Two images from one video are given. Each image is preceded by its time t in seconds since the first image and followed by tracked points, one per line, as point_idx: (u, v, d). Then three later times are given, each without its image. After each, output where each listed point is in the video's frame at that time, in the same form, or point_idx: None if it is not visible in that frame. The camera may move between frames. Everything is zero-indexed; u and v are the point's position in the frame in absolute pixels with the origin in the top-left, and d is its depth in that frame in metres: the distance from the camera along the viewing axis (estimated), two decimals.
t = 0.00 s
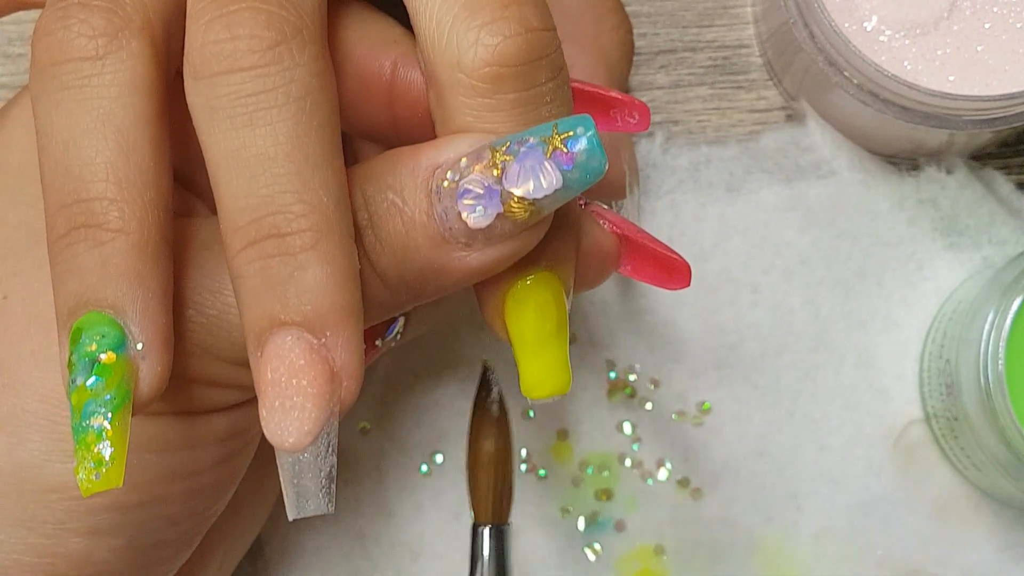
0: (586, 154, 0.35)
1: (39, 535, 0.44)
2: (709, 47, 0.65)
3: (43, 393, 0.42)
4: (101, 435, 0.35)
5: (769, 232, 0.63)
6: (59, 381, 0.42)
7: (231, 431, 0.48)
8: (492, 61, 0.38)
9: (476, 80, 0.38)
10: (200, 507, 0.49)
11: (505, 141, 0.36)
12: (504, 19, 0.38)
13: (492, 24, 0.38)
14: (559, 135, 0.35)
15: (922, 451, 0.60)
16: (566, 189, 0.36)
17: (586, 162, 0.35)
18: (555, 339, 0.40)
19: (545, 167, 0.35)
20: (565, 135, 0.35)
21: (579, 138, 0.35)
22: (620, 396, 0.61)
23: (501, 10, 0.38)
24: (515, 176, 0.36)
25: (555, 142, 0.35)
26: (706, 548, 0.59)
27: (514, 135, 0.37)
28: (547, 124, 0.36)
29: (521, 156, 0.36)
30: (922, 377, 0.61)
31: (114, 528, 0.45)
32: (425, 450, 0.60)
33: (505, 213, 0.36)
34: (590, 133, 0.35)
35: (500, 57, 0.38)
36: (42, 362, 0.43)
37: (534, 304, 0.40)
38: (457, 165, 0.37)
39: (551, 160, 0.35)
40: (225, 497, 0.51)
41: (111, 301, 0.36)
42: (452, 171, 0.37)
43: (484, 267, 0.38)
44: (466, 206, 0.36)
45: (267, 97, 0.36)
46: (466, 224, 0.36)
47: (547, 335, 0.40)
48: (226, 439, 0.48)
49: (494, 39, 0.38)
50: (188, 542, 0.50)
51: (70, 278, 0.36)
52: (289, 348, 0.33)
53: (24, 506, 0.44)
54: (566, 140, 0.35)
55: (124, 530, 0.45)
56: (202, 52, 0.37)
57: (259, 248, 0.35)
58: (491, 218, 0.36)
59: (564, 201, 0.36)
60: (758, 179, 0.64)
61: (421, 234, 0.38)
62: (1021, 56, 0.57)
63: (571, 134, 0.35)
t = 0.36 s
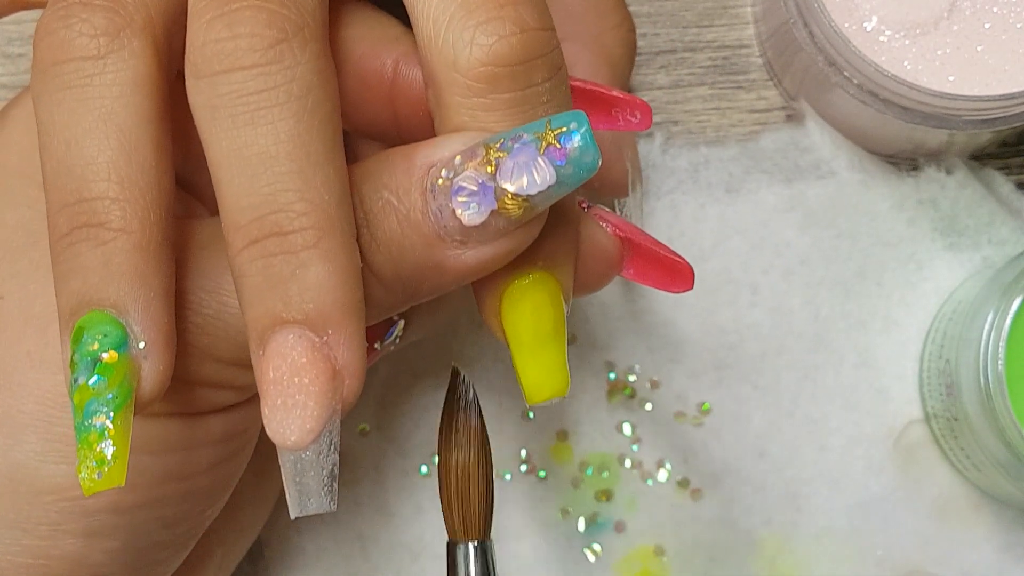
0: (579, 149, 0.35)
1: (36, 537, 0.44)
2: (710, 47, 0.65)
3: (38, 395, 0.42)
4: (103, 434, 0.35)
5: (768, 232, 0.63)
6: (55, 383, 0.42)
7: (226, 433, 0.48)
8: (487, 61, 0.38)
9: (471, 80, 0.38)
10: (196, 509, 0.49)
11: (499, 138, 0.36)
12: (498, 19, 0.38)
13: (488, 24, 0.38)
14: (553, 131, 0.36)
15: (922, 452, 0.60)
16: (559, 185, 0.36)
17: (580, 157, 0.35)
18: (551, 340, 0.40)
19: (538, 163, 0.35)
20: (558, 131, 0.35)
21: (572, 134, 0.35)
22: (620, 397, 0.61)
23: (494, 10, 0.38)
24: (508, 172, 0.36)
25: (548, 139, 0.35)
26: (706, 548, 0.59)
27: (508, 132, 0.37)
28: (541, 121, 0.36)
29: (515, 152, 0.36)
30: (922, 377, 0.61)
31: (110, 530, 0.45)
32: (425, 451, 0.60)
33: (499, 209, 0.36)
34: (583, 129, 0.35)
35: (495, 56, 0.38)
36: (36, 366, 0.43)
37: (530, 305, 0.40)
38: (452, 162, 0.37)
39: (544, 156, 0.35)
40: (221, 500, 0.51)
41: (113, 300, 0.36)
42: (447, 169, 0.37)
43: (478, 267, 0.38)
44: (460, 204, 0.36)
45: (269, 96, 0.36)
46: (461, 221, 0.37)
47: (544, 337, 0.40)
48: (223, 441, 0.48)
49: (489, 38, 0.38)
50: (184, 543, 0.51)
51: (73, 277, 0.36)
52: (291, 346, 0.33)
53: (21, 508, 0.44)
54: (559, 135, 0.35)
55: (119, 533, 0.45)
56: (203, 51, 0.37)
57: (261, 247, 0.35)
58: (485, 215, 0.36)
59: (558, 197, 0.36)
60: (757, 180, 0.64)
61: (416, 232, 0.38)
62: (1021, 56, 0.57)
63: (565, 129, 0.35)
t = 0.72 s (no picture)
0: (569, 143, 0.35)
1: (27, 541, 0.44)
2: (710, 47, 0.65)
3: (30, 399, 0.42)
4: (114, 433, 0.35)
5: (767, 233, 0.63)
6: (45, 388, 0.42)
7: (220, 437, 0.48)
8: (480, 60, 0.38)
9: (465, 79, 0.38)
10: (188, 513, 0.48)
11: (489, 135, 0.36)
12: (489, 18, 0.38)
13: (483, 23, 0.38)
14: (543, 126, 0.35)
15: (921, 451, 0.60)
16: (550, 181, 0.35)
17: (569, 152, 0.35)
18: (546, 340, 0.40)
19: (528, 158, 0.35)
20: (548, 126, 0.35)
21: (563, 129, 0.35)
22: (620, 398, 0.61)
23: (485, 9, 0.38)
24: (498, 168, 0.35)
25: (538, 134, 0.35)
26: (707, 550, 0.59)
27: (498, 130, 0.37)
28: (531, 117, 0.36)
29: (505, 149, 0.35)
30: (922, 378, 0.61)
31: (103, 535, 0.45)
32: (425, 452, 0.60)
33: (490, 206, 0.36)
34: (573, 123, 0.35)
35: (488, 56, 0.38)
36: (30, 369, 0.42)
37: (525, 305, 0.40)
38: (443, 160, 0.37)
39: (534, 152, 0.35)
40: (214, 505, 0.50)
41: (122, 299, 0.36)
42: (438, 167, 0.37)
43: (470, 265, 0.38)
44: (451, 201, 0.36)
45: (277, 93, 0.36)
46: (454, 219, 0.36)
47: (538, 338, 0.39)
48: (216, 444, 0.48)
49: (483, 37, 0.38)
50: (175, 550, 0.49)
51: (81, 275, 0.36)
52: (300, 344, 0.33)
53: (15, 513, 0.43)
54: (549, 130, 0.35)
55: (111, 538, 0.45)
56: (211, 49, 0.37)
57: (269, 245, 0.35)
58: (477, 213, 0.36)
59: (549, 193, 0.36)
60: (756, 181, 0.64)
61: (409, 232, 0.38)
62: (1021, 56, 0.57)
63: (555, 124, 0.35)
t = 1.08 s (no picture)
0: (532, 114, 0.36)
1: (7, 552, 0.44)
2: (710, 47, 0.65)
3: (18, 408, 0.42)
4: (140, 425, 0.36)
5: (765, 234, 0.63)
6: (25, 398, 0.42)
7: (199, 453, 0.46)
8: (447, 54, 0.42)
9: (437, 71, 0.43)
10: (170, 528, 0.47)
11: (458, 116, 0.37)
12: (465, 11, 0.42)
13: (455, 20, 0.43)
14: (507, 101, 0.36)
15: (921, 452, 0.60)
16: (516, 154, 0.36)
17: (533, 124, 0.36)
18: (538, 331, 0.42)
19: (494, 133, 0.36)
20: (512, 100, 0.36)
21: (526, 102, 0.36)
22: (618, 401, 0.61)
23: (462, 3, 0.43)
24: (466, 146, 0.37)
25: (502, 109, 0.36)
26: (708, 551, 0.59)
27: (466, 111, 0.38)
28: (496, 95, 0.37)
29: (471, 126, 0.37)
30: (922, 378, 0.61)
31: (82, 548, 0.45)
32: (424, 457, 0.59)
33: (461, 185, 0.37)
34: (536, 96, 0.36)
35: (454, 50, 0.42)
36: (16, 378, 0.42)
37: (513, 296, 0.42)
38: (416, 148, 0.38)
39: (499, 126, 0.36)
40: (201, 517, 0.49)
41: (147, 292, 0.36)
42: (412, 155, 0.38)
43: (451, 250, 0.39)
44: (423, 183, 0.37)
45: (298, 86, 0.36)
46: (427, 204, 0.38)
47: (529, 328, 0.42)
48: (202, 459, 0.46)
49: (452, 32, 0.43)
50: (153, 566, 0.49)
51: (104, 271, 0.36)
52: (324, 337, 0.33)
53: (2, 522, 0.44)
54: (513, 104, 0.36)
55: (93, 551, 0.45)
56: (232, 42, 0.37)
57: (292, 237, 0.35)
58: (448, 193, 0.37)
59: (516, 167, 0.37)
60: (754, 183, 0.64)
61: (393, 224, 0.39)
62: (1020, 56, 0.58)
63: (518, 98, 0.36)
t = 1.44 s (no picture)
0: (523, 107, 0.36)
1: (5, 557, 0.44)
2: (710, 47, 0.65)
3: (16, 412, 0.42)
4: (166, 431, 0.36)
5: (765, 235, 0.63)
6: (22, 402, 0.42)
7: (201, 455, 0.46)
8: (438, 54, 0.43)
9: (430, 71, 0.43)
10: (167, 533, 0.47)
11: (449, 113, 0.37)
12: (457, 12, 0.43)
13: (447, 20, 0.43)
14: (499, 94, 0.37)
15: (922, 452, 0.60)
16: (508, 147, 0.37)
17: (524, 116, 0.36)
18: (530, 334, 0.43)
19: (486, 126, 0.36)
20: (503, 94, 0.37)
21: (517, 95, 0.36)
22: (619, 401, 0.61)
23: (454, 3, 0.43)
24: (458, 140, 0.37)
25: (494, 102, 0.37)
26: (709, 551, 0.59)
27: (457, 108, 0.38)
28: (488, 91, 0.37)
29: (463, 121, 0.37)
30: (922, 378, 0.61)
31: (76, 554, 0.45)
32: (425, 458, 0.59)
33: (454, 180, 0.37)
34: (527, 89, 0.36)
35: (444, 51, 0.42)
36: (13, 382, 0.42)
37: (507, 297, 0.43)
38: (405, 146, 0.38)
39: (491, 119, 0.36)
40: (198, 522, 0.49)
41: (170, 297, 0.36)
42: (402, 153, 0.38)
43: (443, 249, 0.39)
44: (414, 179, 0.37)
45: (315, 88, 0.36)
46: (420, 200, 0.38)
47: (520, 330, 0.43)
48: (203, 462, 0.46)
49: (443, 32, 0.43)
50: (151, 570, 0.49)
51: (127, 276, 0.36)
52: (344, 338, 0.34)
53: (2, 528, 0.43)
54: (504, 98, 0.37)
55: (87, 555, 0.45)
56: (249, 44, 0.37)
57: (311, 239, 0.35)
58: (441, 188, 0.37)
59: (508, 161, 0.37)
60: (754, 183, 0.64)
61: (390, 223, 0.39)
62: (1021, 56, 0.58)
63: (509, 91, 0.36)
